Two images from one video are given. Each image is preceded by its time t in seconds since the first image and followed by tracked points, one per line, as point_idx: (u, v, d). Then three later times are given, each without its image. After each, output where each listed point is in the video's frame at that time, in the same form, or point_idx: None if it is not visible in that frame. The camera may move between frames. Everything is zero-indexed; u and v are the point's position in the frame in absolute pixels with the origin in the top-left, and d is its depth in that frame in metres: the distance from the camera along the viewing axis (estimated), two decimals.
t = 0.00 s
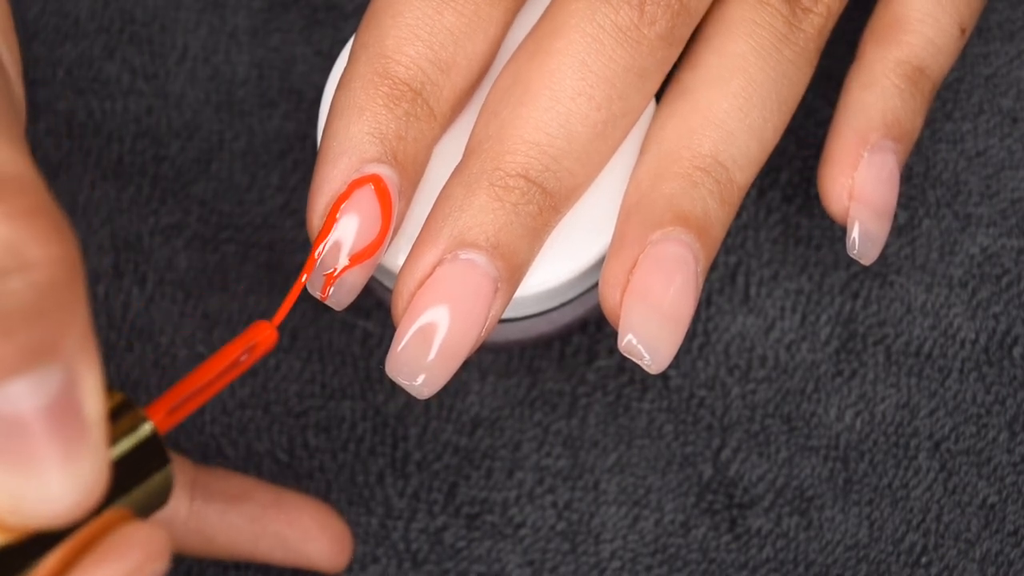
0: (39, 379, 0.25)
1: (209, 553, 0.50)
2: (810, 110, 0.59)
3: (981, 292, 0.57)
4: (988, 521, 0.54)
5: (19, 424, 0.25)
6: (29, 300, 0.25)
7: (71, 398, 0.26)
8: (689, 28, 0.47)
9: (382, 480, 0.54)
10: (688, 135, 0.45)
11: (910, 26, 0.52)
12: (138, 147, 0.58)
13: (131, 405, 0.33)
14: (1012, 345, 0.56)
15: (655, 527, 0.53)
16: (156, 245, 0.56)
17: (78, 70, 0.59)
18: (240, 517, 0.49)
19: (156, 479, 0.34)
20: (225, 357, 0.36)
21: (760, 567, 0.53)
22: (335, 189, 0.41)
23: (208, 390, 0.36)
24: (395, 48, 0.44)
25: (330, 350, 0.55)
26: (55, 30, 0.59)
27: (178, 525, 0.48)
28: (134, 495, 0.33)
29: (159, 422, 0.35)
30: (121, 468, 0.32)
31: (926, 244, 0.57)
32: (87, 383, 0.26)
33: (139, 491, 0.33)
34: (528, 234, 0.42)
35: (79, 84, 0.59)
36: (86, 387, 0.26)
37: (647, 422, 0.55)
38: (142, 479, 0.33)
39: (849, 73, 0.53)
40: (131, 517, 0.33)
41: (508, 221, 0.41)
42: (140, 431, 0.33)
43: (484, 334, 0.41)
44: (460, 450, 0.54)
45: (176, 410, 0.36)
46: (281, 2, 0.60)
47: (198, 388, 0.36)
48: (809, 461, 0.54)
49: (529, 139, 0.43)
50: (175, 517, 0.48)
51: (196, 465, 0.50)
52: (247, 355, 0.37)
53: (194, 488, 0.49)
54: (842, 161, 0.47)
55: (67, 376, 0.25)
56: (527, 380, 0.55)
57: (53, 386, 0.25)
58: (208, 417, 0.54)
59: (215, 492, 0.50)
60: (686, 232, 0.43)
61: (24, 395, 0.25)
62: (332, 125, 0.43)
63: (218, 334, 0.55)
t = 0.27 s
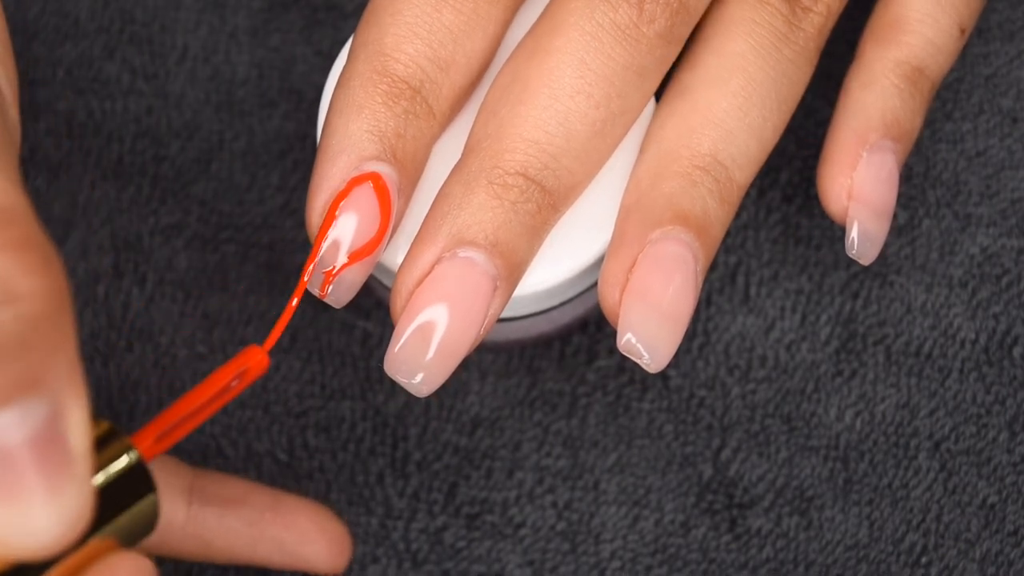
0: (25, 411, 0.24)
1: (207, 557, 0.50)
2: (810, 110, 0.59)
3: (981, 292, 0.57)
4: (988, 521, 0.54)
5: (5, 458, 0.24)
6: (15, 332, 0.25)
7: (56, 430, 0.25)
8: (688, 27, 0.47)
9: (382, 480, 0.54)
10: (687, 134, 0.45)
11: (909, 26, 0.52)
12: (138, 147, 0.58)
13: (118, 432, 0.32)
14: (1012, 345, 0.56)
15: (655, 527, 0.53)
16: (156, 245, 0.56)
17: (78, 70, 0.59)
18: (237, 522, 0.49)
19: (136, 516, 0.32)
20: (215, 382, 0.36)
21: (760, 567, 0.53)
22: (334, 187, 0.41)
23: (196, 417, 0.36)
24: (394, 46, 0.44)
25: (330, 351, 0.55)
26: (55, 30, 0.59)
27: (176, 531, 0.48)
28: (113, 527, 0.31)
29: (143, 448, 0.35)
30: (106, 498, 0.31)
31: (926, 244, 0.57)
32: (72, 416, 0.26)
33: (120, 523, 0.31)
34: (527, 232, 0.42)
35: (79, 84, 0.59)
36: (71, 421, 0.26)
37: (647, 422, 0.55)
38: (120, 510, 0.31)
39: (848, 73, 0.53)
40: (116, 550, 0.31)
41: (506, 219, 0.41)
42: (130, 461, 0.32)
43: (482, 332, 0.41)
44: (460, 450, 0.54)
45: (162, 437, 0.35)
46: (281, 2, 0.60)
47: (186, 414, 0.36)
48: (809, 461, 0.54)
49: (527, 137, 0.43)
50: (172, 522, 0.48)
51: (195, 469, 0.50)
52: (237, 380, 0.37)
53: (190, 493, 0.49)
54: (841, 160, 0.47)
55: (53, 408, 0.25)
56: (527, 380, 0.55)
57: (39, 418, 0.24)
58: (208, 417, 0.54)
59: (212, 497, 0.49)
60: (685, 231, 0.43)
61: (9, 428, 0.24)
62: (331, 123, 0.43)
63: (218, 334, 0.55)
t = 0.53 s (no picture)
0: None
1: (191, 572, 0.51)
2: (810, 110, 0.59)
3: (981, 292, 0.57)
4: (988, 521, 0.54)
5: None
6: None
7: None
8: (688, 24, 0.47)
9: (382, 479, 0.54)
10: (687, 132, 0.45)
11: (908, 26, 0.52)
12: (138, 147, 0.58)
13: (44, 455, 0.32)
14: (1012, 345, 0.56)
15: (655, 527, 0.53)
16: (156, 245, 0.56)
17: (77, 70, 0.59)
18: (220, 536, 0.49)
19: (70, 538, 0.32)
20: (159, 396, 0.39)
21: (760, 567, 0.53)
22: (334, 184, 0.41)
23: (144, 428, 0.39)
24: (393, 43, 0.44)
25: (330, 350, 0.55)
26: (55, 30, 0.59)
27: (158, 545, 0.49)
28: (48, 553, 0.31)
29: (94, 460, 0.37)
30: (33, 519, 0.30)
31: (926, 244, 0.57)
32: None
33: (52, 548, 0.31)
34: (526, 229, 0.42)
35: (79, 83, 0.59)
36: None
37: (647, 422, 0.55)
38: (55, 535, 0.31)
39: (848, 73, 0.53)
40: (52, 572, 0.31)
41: (505, 216, 0.41)
42: (55, 485, 0.31)
43: (481, 329, 0.41)
44: (460, 449, 0.54)
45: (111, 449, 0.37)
46: (281, 2, 0.60)
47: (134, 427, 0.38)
48: (809, 461, 0.54)
49: (527, 134, 0.43)
50: (154, 537, 0.49)
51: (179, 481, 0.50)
52: (183, 391, 0.40)
53: (175, 507, 0.49)
54: (841, 160, 0.47)
55: None
56: (527, 380, 0.55)
57: None
58: (208, 417, 0.54)
59: (195, 510, 0.50)
60: (685, 229, 0.43)
61: None
62: (330, 120, 0.43)
63: (218, 334, 0.55)
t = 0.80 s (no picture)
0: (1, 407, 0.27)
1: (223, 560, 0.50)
2: (810, 110, 0.59)
3: (981, 292, 0.57)
4: (988, 521, 0.54)
5: None
6: None
7: (28, 421, 0.28)
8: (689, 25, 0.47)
9: (382, 480, 0.54)
10: (688, 133, 0.45)
11: (909, 27, 0.52)
12: (138, 147, 0.58)
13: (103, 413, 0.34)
14: (1012, 345, 0.56)
15: (655, 527, 0.53)
16: (156, 245, 0.56)
17: (77, 70, 0.59)
18: (249, 522, 0.49)
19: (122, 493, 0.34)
20: (203, 342, 0.39)
21: (760, 567, 0.53)
22: (335, 184, 0.41)
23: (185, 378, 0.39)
24: (394, 44, 0.44)
25: (330, 350, 0.55)
26: (55, 30, 0.59)
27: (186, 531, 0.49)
28: (109, 506, 0.33)
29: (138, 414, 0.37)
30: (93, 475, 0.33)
31: (926, 244, 0.57)
32: (45, 406, 0.29)
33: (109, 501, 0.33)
34: (527, 230, 0.42)
35: (79, 84, 0.59)
36: (45, 412, 0.29)
37: (647, 422, 0.55)
38: (115, 488, 0.33)
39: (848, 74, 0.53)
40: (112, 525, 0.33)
41: (507, 216, 0.41)
42: (117, 439, 0.33)
43: (482, 330, 0.41)
44: (460, 449, 0.54)
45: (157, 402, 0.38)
46: (281, 2, 0.60)
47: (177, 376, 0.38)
48: (809, 461, 0.54)
49: (528, 135, 0.43)
50: (184, 522, 0.49)
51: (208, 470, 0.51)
52: (226, 339, 0.39)
53: (203, 495, 0.50)
54: (841, 161, 0.47)
55: (25, 398, 0.28)
56: (527, 380, 0.55)
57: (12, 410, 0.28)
58: (208, 417, 0.54)
59: (223, 497, 0.50)
60: (686, 230, 0.43)
61: None
62: (331, 120, 0.43)
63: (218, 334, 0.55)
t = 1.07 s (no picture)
0: None
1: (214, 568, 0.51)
2: (810, 110, 0.59)
3: (981, 292, 0.57)
4: (988, 521, 0.54)
5: None
6: None
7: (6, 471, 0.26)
8: (687, 22, 0.47)
9: (382, 479, 0.54)
10: (686, 131, 0.45)
11: (907, 25, 0.52)
12: (138, 147, 0.58)
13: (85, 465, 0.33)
14: (1012, 345, 0.56)
15: (655, 527, 0.53)
16: (156, 245, 0.56)
17: (77, 69, 0.59)
18: (239, 530, 0.50)
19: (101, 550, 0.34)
20: (193, 398, 0.39)
21: (760, 566, 0.53)
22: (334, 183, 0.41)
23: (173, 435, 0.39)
24: (393, 42, 0.44)
25: (330, 350, 0.55)
26: (55, 30, 0.59)
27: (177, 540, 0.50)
28: (86, 558, 0.33)
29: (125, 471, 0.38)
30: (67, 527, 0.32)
31: (926, 244, 0.57)
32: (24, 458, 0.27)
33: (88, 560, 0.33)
34: (526, 227, 0.42)
35: (79, 84, 0.59)
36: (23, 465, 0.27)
37: (647, 422, 0.55)
38: (93, 540, 0.33)
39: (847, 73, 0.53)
40: None
41: (505, 214, 0.41)
42: (93, 492, 0.33)
43: (482, 328, 0.41)
44: (460, 449, 0.54)
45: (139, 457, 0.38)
46: (281, 2, 0.60)
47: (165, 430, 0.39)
48: (809, 461, 0.54)
49: (526, 132, 0.43)
50: (174, 532, 0.50)
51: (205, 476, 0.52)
52: (214, 396, 0.40)
53: (194, 502, 0.51)
54: (840, 159, 0.47)
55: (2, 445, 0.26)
56: (527, 380, 0.55)
57: None
58: (208, 417, 0.54)
59: (214, 505, 0.51)
60: (684, 227, 0.43)
61: None
62: (330, 118, 0.43)
63: (219, 334, 0.55)
